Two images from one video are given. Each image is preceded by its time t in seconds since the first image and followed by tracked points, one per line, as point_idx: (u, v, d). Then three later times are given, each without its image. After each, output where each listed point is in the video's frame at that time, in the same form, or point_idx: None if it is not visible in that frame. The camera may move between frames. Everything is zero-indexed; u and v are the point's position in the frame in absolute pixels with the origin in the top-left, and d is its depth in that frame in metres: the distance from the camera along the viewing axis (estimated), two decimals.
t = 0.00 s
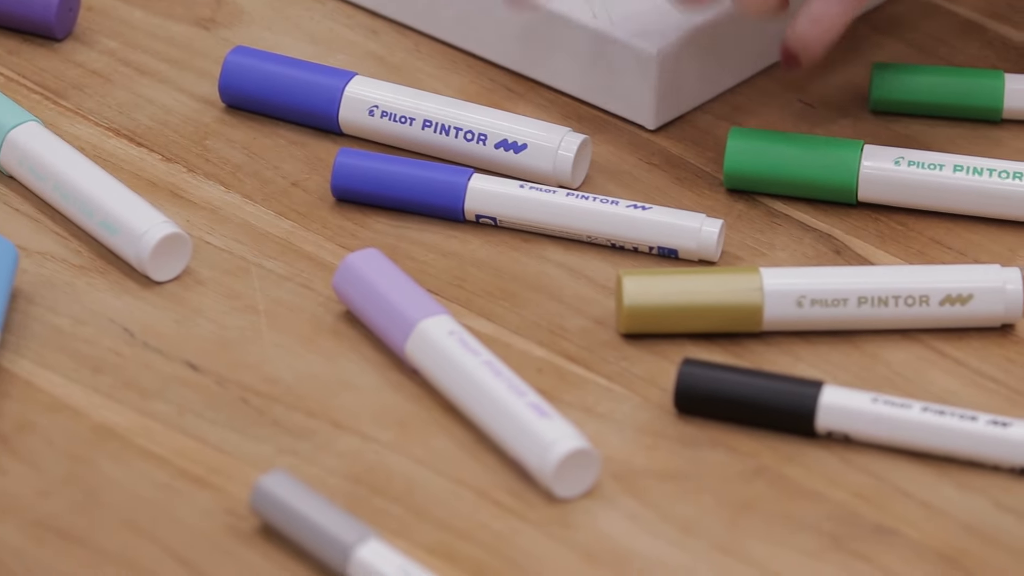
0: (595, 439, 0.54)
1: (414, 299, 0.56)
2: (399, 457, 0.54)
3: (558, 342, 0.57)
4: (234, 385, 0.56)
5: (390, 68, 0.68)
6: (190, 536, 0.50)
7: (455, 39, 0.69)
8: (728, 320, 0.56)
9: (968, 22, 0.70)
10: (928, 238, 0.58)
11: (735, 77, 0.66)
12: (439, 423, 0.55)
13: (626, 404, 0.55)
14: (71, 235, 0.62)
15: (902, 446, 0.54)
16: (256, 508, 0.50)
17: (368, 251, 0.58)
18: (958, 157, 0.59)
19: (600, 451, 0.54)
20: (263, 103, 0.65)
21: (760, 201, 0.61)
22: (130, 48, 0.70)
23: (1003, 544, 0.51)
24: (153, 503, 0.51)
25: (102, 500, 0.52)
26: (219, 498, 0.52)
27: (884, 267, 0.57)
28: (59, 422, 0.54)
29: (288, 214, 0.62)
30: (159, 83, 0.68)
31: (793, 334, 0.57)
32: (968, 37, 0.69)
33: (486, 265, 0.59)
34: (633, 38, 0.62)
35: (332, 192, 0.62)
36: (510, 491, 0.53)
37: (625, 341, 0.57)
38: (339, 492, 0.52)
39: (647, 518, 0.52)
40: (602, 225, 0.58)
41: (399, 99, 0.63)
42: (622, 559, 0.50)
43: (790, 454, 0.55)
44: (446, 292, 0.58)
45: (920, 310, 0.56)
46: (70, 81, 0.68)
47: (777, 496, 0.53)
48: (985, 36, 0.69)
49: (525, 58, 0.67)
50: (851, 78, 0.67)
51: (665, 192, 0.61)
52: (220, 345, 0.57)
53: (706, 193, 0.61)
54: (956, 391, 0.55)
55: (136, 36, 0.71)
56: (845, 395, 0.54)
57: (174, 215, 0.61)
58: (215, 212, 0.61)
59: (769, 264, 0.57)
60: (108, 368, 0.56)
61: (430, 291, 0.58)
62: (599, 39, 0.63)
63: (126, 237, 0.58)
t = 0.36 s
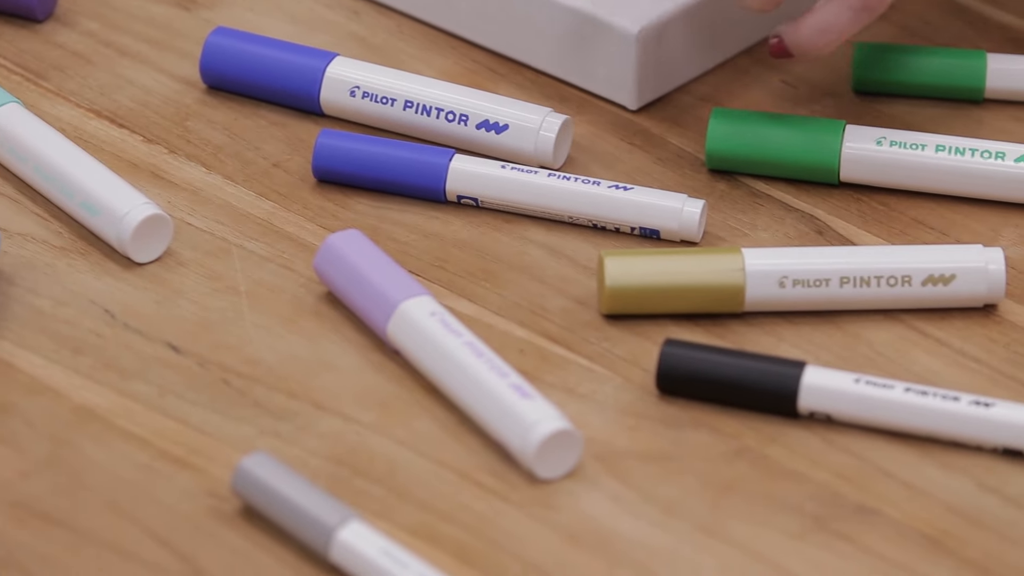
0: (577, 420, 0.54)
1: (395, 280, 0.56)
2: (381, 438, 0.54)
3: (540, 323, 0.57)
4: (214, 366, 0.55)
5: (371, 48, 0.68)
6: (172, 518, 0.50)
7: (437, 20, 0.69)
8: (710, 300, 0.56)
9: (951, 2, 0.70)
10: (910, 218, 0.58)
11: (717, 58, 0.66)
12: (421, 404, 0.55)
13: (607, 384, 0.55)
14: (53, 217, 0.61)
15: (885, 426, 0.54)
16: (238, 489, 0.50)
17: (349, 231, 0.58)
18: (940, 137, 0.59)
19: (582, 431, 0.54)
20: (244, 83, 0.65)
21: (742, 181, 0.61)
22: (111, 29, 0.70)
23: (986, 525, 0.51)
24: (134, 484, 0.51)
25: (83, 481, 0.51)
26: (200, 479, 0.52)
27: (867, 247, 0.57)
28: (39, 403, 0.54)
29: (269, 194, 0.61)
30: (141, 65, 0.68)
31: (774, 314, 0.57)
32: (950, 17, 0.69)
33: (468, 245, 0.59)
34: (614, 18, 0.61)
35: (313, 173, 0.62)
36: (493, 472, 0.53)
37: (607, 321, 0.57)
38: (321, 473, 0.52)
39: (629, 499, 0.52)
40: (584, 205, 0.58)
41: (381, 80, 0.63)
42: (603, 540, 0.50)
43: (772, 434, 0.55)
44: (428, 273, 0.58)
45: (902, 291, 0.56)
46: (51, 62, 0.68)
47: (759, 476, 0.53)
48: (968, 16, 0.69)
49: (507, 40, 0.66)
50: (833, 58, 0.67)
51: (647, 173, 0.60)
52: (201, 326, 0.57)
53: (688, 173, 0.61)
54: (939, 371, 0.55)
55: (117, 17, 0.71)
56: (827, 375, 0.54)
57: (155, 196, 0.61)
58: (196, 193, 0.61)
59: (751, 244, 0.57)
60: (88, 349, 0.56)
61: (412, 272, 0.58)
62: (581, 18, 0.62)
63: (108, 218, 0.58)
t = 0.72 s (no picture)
0: (560, 412, 0.54)
1: (377, 272, 0.56)
2: (362, 430, 0.53)
3: (522, 315, 0.57)
4: (196, 358, 0.55)
5: (352, 40, 0.68)
6: (153, 511, 0.50)
7: (418, 11, 0.69)
8: (692, 291, 0.56)
9: None
10: (892, 210, 0.58)
11: (699, 49, 0.66)
12: (403, 396, 0.55)
13: (589, 375, 0.55)
14: (36, 210, 0.61)
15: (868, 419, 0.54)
16: (220, 482, 0.50)
17: (331, 224, 0.58)
18: (922, 128, 0.60)
19: (564, 424, 0.54)
20: (226, 75, 0.65)
21: (724, 173, 0.61)
22: (93, 21, 0.70)
23: (969, 517, 0.51)
24: (115, 477, 0.51)
25: (64, 474, 0.51)
26: (182, 472, 0.51)
27: (849, 239, 0.57)
28: (20, 396, 0.54)
29: (251, 186, 0.61)
30: (123, 57, 0.68)
31: (756, 305, 0.57)
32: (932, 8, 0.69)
33: (450, 238, 0.59)
34: (596, 10, 0.62)
35: (295, 165, 0.62)
36: (475, 464, 0.53)
37: (589, 313, 0.57)
38: (303, 466, 0.52)
39: (612, 492, 0.52)
40: (566, 197, 0.58)
41: (362, 73, 0.63)
42: (586, 532, 0.50)
43: (755, 426, 0.54)
44: (410, 265, 0.58)
45: (885, 282, 0.56)
46: (33, 55, 0.68)
47: (742, 468, 0.53)
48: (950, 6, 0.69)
49: (488, 31, 0.66)
50: (815, 50, 0.67)
51: (630, 165, 0.60)
52: (183, 319, 0.57)
53: (670, 164, 0.61)
54: (923, 363, 0.55)
55: (98, 8, 0.71)
56: (809, 367, 0.54)
57: (138, 189, 0.61)
58: (178, 185, 0.61)
59: (733, 235, 0.57)
60: (70, 342, 0.56)
61: (394, 264, 0.58)
62: (563, 11, 0.63)
63: (90, 212, 0.58)
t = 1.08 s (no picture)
0: (529, 409, 0.54)
1: (347, 270, 0.56)
2: (333, 428, 0.53)
3: (492, 312, 0.57)
4: (167, 356, 0.55)
5: (322, 37, 0.68)
6: (123, 509, 0.50)
7: (388, 7, 0.69)
8: (662, 289, 0.56)
9: None
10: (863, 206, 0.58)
11: (670, 45, 0.66)
12: (373, 394, 0.55)
13: (559, 373, 0.55)
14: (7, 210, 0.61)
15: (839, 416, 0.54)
16: (190, 481, 0.50)
17: (301, 221, 0.58)
18: (893, 124, 0.59)
19: (535, 421, 0.54)
20: (197, 73, 0.65)
21: (695, 170, 0.61)
22: (63, 19, 0.70)
23: (940, 514, 0.51)
24: (84, 475, 0.51)
25: (33, 473, 0.51)
26: (152, 471, 0.51)
27: (820, 236, 0.57)
28: None
29: (221, 185, 0.62)
30: (94, 56, 0.68)
31: (726, 302, 0.57)
32: (902, 6, 0.69)
33: (421, 235, 0.59)
34: (566, 7, 0.62)
35: (266, 163, 0.62)
36: (445, 462, 0.52)
37: (559, 311, 0.57)
38: (273, 464, 0.52)
39: (582, 489, 0.52)
40: (537, 195, 0.58)
41: (332, 70, 0.63)
42: (556, 530, 0.50)
43: (725, 423, 0.54)
44: (380, 263, 0.58)
45: (855, 279, 0.56)
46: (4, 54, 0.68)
47: (713, 465, 0.53)
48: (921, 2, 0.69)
49: (459, 28, 0.66)
50: (785, 47, 0.67)
51: (600, 162, 0.60)
52: (153, 317, 0.57)
53: (641, 161, 0.61)
54: (895, 359, 0.55)
55: (69, 7, 0.71)
56: (779, 363, 0.54)
57: (108, 187, 0.61)
58: (149, 183, 0.61)
59: (704, 232, 0.57)
60: (40, 340, 0.56)
61: (364, 262, 0.58)
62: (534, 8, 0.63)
63: (60, 211, 0.58)
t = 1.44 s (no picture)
0: (487, 410, 0.54)
1: (305, 271, 0.56)
2: (291, 429, 0.53)
3: (450, 313, 0.57)
4: (125, 359, 0.55)
5: (279, 39, 0.68)
6: (82, 511, 0.50)
7: (344, 9, 0.69)
8: (621, 289, 0.56)
9: None
10: (821, 206, 0.59)
11: (626, 47, 0.67)
12: (332, 396, 0.55)
13: (518, 373, 0.55)
14: None
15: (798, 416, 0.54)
16: (149, 483, 0.50)
17: (260, 223, 0.58)
18: (852, 124, 0.60)
19: (493, 422, 0.53)
20: (155, 75, 0.66)
21: (653, 170, 0.61)
22: (20, 22, 0.70)
23: (899, 513, 0.51)
24: (42, 478, 0.51)
25: None
26: (112, 473, 0.51)
27: (778, 236, 0.57)
28: None
29: (178, 186, 0.62)
30: (51, 58, 0.68)
31: (684, 302, 0.57)
32: (861, 5, 0.70)
33: (378, 236, 0.59)
34: (523, 7, 0.62)
35: (223, 164, 0.62)
36: (404, 463, 0.52)
37: (517, 312, 0.57)
38: (232, 467, 0.52)
39: (542, 489, 0.51)
40: (495, 195, 0.59)
41: (289, 72, 0.63)
42: (515, 531, 0.50)
43: (683, 424, 0.54)
44: (338, 264, 0.58)
45: (814, 279, 0.56)
46: None
47: (671, 465, 0.52)
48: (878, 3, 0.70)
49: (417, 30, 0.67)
50: (743, 46, 0.68)
51: (557, 162, 0.61)
52: (112, 319, 0.57)
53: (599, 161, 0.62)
54: (853, 359, 0.55)
55: (26, 8, 0.71)
56: (737, 363, 0.54)
57: (67, 190, 0.61)
58: (106, 185, 0.62)
59: (662, 232, 0.58)
60: None
61: (323, 263, 0.58)
62: (493, 9, 0.63)
63: (19, 214, 0.58)
